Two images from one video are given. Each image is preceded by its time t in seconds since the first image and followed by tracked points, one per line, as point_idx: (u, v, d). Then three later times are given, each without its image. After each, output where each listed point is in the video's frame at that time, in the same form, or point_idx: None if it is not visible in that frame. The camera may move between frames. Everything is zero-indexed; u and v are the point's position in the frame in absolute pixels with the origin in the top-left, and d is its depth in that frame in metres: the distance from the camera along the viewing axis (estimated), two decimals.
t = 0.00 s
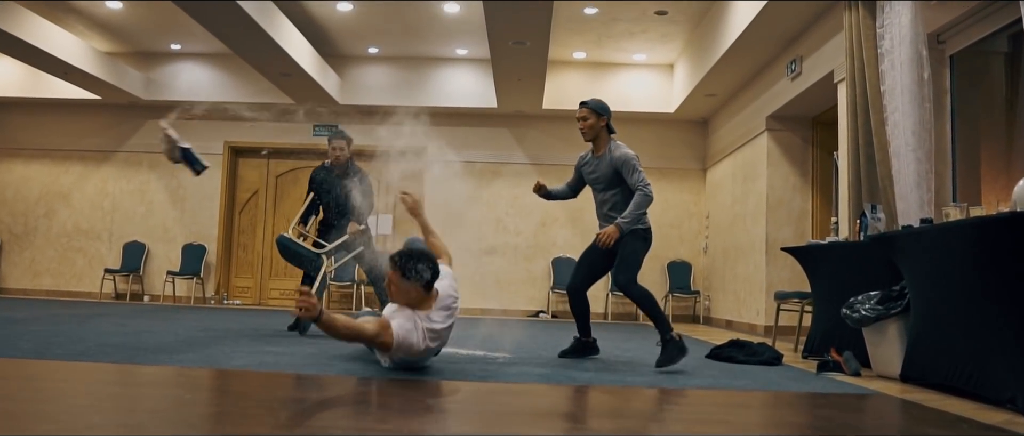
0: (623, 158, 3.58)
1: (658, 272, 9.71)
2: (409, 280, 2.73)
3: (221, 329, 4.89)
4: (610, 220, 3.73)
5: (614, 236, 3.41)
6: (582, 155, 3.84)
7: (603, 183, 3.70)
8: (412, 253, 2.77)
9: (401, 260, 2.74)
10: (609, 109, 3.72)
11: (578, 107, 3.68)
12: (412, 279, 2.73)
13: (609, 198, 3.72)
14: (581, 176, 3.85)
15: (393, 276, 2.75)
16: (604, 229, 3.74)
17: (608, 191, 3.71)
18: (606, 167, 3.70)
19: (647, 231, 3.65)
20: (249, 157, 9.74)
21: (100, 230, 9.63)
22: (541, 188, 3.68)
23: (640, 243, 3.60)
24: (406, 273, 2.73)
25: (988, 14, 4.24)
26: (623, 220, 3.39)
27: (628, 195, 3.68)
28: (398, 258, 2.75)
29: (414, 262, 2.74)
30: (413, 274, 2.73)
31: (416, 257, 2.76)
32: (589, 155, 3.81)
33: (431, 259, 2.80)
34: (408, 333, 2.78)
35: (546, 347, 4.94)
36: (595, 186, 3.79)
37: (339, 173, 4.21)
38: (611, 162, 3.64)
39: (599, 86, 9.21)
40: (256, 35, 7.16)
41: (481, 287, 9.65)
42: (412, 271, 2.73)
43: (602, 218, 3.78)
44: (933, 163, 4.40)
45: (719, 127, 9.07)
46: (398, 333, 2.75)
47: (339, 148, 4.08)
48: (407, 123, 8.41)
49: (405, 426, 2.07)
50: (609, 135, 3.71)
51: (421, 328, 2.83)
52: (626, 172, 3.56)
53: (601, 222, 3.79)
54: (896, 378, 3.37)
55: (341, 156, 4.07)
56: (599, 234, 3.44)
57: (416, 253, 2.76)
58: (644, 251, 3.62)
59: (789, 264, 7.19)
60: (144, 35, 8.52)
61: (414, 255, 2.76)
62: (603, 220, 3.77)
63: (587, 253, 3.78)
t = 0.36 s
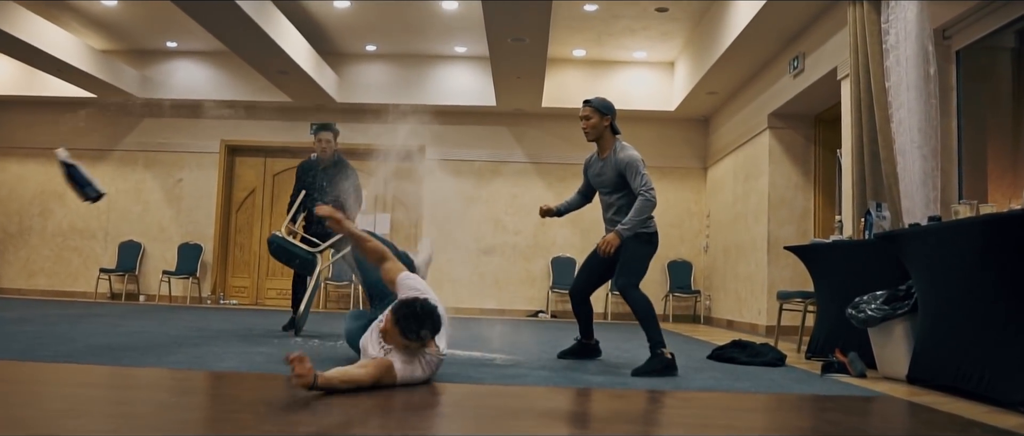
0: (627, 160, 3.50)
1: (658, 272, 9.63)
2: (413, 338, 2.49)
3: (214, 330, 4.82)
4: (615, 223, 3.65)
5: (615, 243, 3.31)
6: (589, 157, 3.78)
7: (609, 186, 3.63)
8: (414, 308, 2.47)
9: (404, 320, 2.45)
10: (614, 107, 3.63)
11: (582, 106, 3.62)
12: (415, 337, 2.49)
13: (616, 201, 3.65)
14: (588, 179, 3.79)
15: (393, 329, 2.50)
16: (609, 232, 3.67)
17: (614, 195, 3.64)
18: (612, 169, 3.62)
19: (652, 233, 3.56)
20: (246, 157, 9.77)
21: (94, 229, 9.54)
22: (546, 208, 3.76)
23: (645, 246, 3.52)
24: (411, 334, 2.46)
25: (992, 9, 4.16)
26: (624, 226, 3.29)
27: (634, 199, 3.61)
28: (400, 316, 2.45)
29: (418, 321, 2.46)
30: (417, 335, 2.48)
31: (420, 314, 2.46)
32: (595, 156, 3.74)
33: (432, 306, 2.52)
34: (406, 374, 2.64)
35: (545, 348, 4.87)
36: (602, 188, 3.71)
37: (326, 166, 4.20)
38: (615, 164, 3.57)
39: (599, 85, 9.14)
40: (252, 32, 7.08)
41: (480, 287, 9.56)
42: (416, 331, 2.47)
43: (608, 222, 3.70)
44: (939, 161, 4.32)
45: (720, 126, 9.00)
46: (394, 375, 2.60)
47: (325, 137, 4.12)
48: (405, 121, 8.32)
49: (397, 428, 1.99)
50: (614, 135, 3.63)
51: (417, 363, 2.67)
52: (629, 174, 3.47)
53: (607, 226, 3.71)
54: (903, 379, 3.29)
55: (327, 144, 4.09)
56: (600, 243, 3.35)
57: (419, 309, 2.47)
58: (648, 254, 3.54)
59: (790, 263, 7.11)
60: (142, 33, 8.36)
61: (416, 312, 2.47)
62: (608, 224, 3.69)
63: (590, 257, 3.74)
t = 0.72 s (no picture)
0: (629, 149, 3.42)
1: (658, 262, 9.57)
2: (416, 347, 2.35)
3: (209, 323, 4.76)
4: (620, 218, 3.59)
5: (616, 239, 3.31)
6: (593, 148, 3.68)
7: (611, 177, 3.58)
8: (423, 317, 2.30)
9: (412, 332, 2.29)
10: (615, 94, 3.53)
11: (582, 94, 3.51)
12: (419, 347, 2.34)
13: (620, 192, 3.58)
14: (591, 171, 3.70)
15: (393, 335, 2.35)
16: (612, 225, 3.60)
17: (617, 184, 3.58)
18: (614, 159, 3.55)
19: (656, 225, 3.47)
20: (242, 147, 9.69)
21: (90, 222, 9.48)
22: (561, 220, 3.71)
23: (647, 238, 3.45)
24: (419, 347, 2.32)
25: None
26: (624, 222, 3.29)
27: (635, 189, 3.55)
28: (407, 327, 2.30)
29: (426, 333, 2.31)
30: (423, 345, 2.33)
31: (428, 325, 2.31)
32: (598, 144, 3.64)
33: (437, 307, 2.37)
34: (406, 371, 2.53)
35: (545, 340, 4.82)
36: (603, 177, 3.65)
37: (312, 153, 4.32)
38: (618, 153, 3.49)
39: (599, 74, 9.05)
40: (248, 23, 6.99)
41: (479, 279, 9.52)
42: (424, 343, 2.32)
43: (611, 215, 3.63)
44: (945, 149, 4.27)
45: (722, 116, 8.91)
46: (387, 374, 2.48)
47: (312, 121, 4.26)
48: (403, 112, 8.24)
49: (389, 424, 1.91)
50: (616, 123, 3.53)
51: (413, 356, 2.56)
52: (631, 164, 3.41)
53: (610, 220, 3.63)
54: (910, 372, 3.23)
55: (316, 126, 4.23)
56: (603, 236, 3.37)
57: (428, 319, 2.31)
58: (649, 245, 3.46)
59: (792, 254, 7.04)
60: (137, 24, 8.32)
61: (424, 321, 2.30)
62: (613, 217, 3.61)
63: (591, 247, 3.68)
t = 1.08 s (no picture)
0: (629, 123, 3.34)
1: (661, 246, 9.49)
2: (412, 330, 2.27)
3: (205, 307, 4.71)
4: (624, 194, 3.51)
5: (625, 218, 3.22)
6: (593, 124, 3.60)
7: (612, 151, 3.50)
8: (413, 296, 2.22)
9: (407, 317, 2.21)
10: (615, 67, 3.46)
11: (581, 69, 3.43)
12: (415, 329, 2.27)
13: (622, 166, 3.51)
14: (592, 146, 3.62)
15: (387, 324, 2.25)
16: (614, 202, 3.53)
17: (619, 160, 3.50)
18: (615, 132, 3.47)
19: (655, 202, 3.39)
20: (243, 131, 9.64)
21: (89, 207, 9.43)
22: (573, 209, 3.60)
23: (648, 217, 3.37)
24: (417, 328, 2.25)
25: None
26: (631, 199, 3.21)
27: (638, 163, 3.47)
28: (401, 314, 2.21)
29: (422, 315, 2.23)
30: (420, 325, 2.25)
31: (422, 305, 2.23)
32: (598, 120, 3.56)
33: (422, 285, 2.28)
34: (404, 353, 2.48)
35: (545, 324, 4.77)
36: (604, 152, 3.57)
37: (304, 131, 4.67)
38: (618, 127, 3.41)
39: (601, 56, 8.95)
40: (245, 5, 6.91)
41: (480, 262, 9.46)
42: (421, 324, 2.25)
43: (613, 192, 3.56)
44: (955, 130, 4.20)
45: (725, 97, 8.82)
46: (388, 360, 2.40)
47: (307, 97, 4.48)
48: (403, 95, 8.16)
49: (382, 410, 1.84)
50: (617, 97, 3.46)
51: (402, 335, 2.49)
52: (632, 138, 3.33)
53: (613, 196, 3.55)
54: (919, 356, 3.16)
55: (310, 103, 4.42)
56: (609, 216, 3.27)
57: (420, 299, 2.23)
58: (652, 223, 3.38)
59: (796, 236, 6.98)
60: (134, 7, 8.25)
61: (416, 304, 2.21)
62: (615, 192, 3.54)
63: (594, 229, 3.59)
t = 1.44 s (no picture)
0: (626, 97, 3.29)
1: (661, 230, 9.43)
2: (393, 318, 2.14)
3: (199, 293, 4.64)
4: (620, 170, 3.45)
5: (633, 196, 3.17)
6: (589, 101, 3.54)
7: (607, 125, 3.44)
8: (382, 284, 2.09)
9: (386, 310, 2.08)
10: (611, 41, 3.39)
11: (577, 42, 3.35)
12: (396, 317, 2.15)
13: (617, 141, 3.45)
14: (587, 122, 3.55)
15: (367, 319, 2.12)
16: (611, 179, 3.46)
17: (614, 135, 3.44)
18: (610, 107, 3.41)
19: (652, 180, 3.33)
20: (238, 115, 9.54)
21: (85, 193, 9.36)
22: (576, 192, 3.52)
23: (647, 195, 3.31)
24: (396, 317, 2.12)
25: None
26: (636, 176, 3.16)
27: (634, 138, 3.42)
28: (378, 309, 2.08)
29: (398, 301, 2.11)
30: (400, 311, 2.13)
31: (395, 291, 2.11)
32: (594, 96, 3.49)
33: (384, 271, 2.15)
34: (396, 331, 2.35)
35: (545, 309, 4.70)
36: (599, 128, 3.51)
37: (298, 114, 4.83)
38: (614, 101, 3.36)
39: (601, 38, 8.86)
40: None
41: (479, 247, 9.41)
42: (400, 309, 2.13)
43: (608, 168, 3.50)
44: (964, 109, 4.15)
45: (726, 79, 8.73)
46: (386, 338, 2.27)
47: (298, 78, 4.73)
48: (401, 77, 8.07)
49: (370, 400, 1.76)
50: (613, 71, 3.41)
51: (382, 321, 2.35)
52: (630, 112, 3.28)
53: (608, 173, 3.48)
54: (926, 341, 3.09)
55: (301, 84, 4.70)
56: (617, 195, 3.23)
57: (390, 286, 2.10)
58: (650, 202, 3.32)
59: (798, 219, 6.91)
60: None
61: (389, 291, 2.09)
62: (609, 168, 3.48)
63: (593, 207, 3.50)
